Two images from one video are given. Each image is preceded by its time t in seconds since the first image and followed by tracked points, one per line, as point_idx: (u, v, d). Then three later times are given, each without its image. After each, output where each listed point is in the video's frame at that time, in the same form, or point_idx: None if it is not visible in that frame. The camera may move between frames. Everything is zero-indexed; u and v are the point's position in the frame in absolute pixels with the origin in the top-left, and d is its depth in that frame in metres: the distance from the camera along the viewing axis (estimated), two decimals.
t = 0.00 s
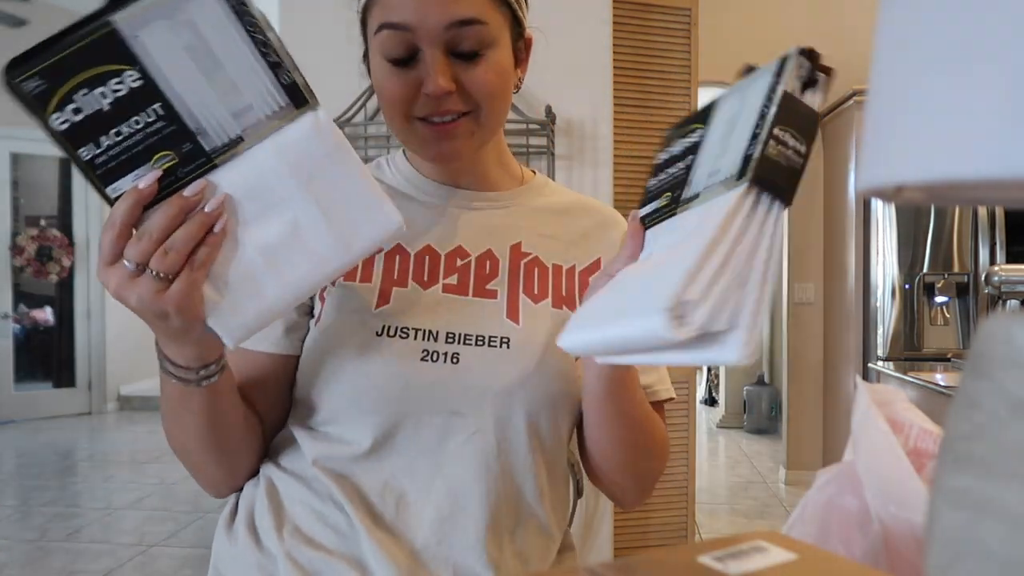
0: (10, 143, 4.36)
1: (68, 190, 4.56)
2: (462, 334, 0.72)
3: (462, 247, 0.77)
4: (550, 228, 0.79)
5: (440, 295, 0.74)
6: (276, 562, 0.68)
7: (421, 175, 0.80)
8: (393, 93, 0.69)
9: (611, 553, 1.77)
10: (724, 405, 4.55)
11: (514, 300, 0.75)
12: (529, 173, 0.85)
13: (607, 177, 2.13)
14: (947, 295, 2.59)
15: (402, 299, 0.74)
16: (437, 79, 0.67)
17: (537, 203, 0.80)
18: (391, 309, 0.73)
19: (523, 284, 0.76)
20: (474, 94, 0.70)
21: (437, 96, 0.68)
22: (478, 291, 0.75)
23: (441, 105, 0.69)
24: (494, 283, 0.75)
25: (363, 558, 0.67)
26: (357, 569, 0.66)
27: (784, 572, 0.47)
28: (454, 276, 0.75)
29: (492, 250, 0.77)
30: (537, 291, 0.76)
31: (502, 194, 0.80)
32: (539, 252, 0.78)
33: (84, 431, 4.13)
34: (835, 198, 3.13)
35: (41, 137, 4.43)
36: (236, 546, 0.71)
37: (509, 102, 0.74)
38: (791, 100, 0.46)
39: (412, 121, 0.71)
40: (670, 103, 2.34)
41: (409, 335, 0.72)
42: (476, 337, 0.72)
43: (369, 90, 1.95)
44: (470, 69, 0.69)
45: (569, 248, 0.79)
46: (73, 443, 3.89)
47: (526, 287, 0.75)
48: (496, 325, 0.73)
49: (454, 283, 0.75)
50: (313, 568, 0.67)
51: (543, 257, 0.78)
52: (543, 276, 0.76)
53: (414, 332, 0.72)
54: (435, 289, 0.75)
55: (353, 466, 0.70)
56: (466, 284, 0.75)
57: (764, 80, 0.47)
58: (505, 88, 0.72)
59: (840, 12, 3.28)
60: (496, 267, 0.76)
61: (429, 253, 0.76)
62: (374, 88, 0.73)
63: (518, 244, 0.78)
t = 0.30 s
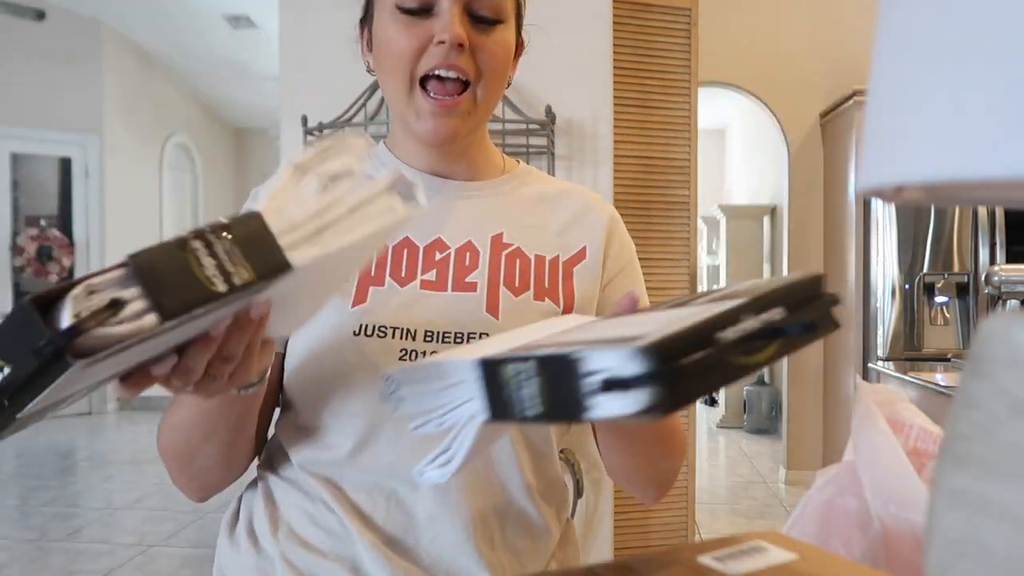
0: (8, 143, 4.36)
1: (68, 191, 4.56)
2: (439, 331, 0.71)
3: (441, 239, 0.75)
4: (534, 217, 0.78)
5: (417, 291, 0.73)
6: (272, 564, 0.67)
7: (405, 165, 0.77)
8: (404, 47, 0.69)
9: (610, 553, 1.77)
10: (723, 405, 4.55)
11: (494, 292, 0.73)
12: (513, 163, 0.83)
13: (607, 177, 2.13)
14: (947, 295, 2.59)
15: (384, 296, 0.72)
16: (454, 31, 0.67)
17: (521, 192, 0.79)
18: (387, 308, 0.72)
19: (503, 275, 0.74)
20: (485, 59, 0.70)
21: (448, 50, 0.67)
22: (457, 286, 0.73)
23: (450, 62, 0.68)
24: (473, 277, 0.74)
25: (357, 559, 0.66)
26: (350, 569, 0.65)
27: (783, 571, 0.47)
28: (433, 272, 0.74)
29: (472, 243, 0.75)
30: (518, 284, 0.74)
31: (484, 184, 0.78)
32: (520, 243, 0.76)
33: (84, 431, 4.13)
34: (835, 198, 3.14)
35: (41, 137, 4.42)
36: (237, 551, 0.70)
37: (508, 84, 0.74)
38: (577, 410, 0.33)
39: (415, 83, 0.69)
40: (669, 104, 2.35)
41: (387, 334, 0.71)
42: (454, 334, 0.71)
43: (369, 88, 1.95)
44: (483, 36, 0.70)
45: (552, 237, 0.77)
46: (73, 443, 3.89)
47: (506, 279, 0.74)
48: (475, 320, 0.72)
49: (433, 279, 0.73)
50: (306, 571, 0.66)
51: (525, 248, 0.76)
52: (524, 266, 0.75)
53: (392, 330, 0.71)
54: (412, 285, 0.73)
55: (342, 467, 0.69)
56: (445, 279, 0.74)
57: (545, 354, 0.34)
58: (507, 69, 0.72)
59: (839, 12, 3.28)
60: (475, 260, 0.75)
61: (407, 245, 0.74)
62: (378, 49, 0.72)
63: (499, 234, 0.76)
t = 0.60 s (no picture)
0: (10, 143, 4.37)
1: (69, 191, 4.56)
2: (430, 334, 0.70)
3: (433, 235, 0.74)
4: (528, 210, 0.77)
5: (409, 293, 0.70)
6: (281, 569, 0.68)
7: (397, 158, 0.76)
8: (408, 29, 0.70)
9: (610, 552, 1.77)
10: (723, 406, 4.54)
11: (483, 292, 0.72)
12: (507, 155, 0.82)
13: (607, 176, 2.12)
14: (947, 295, 2.59)
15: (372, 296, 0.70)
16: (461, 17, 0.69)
17: (514, 185, 0.78)
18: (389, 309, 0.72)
19: (494, 275, 0.73)
20: (487, 46, 0.71)
21: (454, 33, 0.69)
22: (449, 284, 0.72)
23: (454, 47, 0.69)
24: (464, 274, 0.72)
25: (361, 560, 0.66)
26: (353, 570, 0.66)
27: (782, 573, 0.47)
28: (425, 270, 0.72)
29: (462, 238, 0.74)
30: (509, 281, 0.73)
31: (478, 176, 0.76)
32: (513, 237, 0.75)
33: (84, 431, 4.13)
34: (836, 198, 3.13)
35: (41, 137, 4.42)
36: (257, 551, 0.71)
37: (507, 77, 0.74)
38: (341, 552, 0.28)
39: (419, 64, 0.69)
40: (669, 103, 2.35)
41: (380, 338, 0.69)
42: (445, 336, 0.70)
43: (369, 87, 1.96)
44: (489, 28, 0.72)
45: (547, 230, 0.76)
46: (73, 442, 3.89)
47: (497, 276, 0.73)
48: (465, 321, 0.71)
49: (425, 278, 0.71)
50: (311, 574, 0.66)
51: (518, 242, 0.75)
52: (516, 263, 0.74)
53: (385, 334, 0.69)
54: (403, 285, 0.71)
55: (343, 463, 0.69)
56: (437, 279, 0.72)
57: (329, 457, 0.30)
58: (507, 62, 0.74)
59: (839, 11, 3.28)
60: (465, 256, 0.73)
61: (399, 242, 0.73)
62: (380, 35, 0.72)
63: (489, 228, 0.75)
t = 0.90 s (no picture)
0: (11, 143, 4.33)
1: (68, 191, 4.56)
2: (439, 334, 0.67)
3: (441, 236, 0.72)
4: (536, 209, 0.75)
5: (416, 294, 0.68)
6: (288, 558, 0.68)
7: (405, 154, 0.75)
8: (424, 20, 0.69)
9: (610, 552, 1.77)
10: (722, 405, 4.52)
11: (496, 297, 0.69)
12: (516, 150, 0.81)
13: (607, 175, 2.12)
14: (947, 295, 2.61)
15: (380, 296, 0.67)
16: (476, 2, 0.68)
17: (523, 185, 0.77)
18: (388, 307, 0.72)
19: (504, 277, 0.71)
20: (500, 33, 0.70)
21: (469, 19, 0.67)
22: (456, 287, 0.69)
23: (469, 34, 0.68)
24: (474, 278, 0.70)
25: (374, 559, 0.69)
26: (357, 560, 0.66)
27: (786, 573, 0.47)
28: (431, 272, 0.70)
29: (473, 240, 0.72)
30: (521, 284, 0.71)
31: (488, 176, 0.76)
32: (524, 238, 0.73)
33: (84, 431, 4.13)
34: (835, 198, 3.13)
35: (41, 137, 4.42)
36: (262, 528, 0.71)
37: (519, 70, 0.73)
38: None
39: (434, 57, 0.68)
40: (669, 103, 2.35)
41: (385, 339, 0.66)
42: (455, 338, 0.67)
43: (369, 88, 1.96)
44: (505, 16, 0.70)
45: (556, 230, 0.74)
46: (73, 443, 3.89)
47: (510, 279, 0.71)
48: (476, 323, 0.68)
49: (431, 279, 0.69)
50: None
51: (528, 244, 0.73)
52: (527, 266, 0.72)
53: (390, 335, 0.66)
54: (411, 286, 0.69)
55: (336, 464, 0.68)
56: (444, 279, 0.70)
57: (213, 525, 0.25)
58: (521, 52, 0.73)
59: (838, 12, 3.28)
60: (476, 259, 0.71)
61: (405, 242, 0.70)
62: (395, 25, 0.71)
63: (502, 229, 0.73)
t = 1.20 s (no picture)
0: (10, 143, 4.33)
1: (69, 191, 4.57)
2: (455, 347, 0.67)
3: (451, 251, 0.72)
4: (536, 229, 0.78)
5: (429, 306, 0.68)
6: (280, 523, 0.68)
7: (409, 168, 0.74)
8: (409, 71, 0.66)
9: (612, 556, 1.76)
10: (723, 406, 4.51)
11: (507, 312, 0.70)
12: (514, 165, 0.83)
13: (607, 175, 2.12)
14: (947, 295, 2.61)
15: (395, 310, 0.66)
16: (460, 64, 0.64)
17: (525, 200, 0.79)
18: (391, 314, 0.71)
19: (513, 293, 0.72)
20: (490, 86, 0.67)
21: (454, 85, 0.64)
22: (469, 301, 0.70)
23: (455, 96, 0.65)
24: (485, 293, 0.71)
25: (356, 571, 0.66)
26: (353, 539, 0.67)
27: None
28: (444, 285, 0.70)
29: (481, 255, 0.73)
30: (529, 302, 0.72)
31: (491, 194, 0.77)
32: (528, 258, 0.75)
33: (84, 431, 4.13)
34: (835, 198, 3.13)
35: (41, 137, 4.42)
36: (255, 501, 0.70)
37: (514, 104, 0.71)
38: None
39: (421, 108, 0.67)
40: (669, 103, 2.35)
41: (402, 351, 0.65)
42: (469, 352, 0.68)
43: (369, 88, 1.96)
44: (494, 59, 0.67)
45: (556, 251, 0.77)
46: (73, 443, 3.88)
47: (518, 296, 0.72)
48: (489, 338, 0.69)
49: (444, 292, 0.69)
50: None
51: (532, 263, 0.75)
52: (533, 284, 0.73)
53: (407, 347, 0.66)
54: (424, 298, 0.68)
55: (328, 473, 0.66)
56: (456, 293, 0.70)
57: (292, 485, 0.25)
58: (515, 92, 0.70)
59: (838, 12, 3.28)
60: (486, 274, 0.72)
61: (416, 254, 0.70)
62: (383, 59, 0.68)
63: (506, 248, 0.74)
